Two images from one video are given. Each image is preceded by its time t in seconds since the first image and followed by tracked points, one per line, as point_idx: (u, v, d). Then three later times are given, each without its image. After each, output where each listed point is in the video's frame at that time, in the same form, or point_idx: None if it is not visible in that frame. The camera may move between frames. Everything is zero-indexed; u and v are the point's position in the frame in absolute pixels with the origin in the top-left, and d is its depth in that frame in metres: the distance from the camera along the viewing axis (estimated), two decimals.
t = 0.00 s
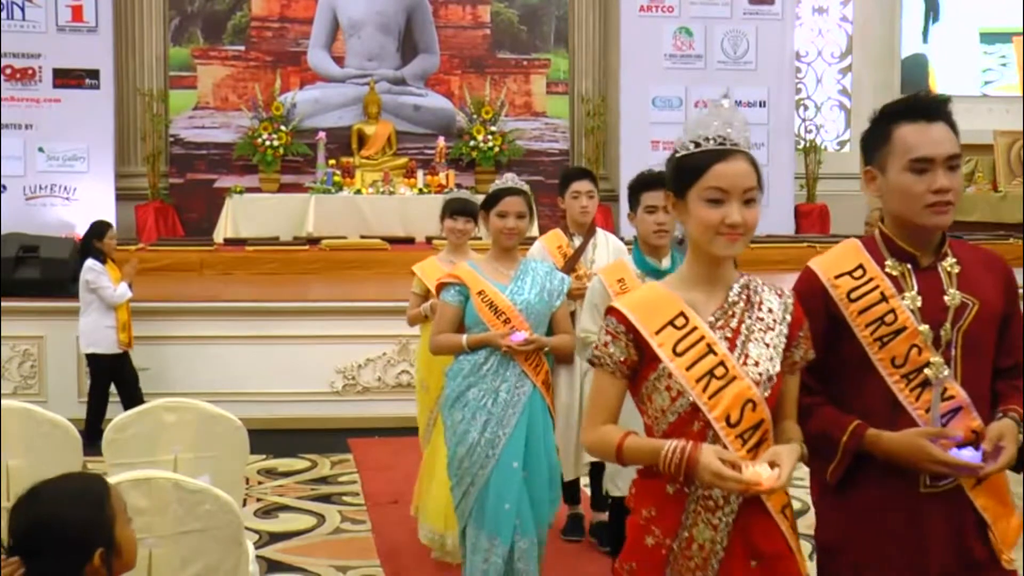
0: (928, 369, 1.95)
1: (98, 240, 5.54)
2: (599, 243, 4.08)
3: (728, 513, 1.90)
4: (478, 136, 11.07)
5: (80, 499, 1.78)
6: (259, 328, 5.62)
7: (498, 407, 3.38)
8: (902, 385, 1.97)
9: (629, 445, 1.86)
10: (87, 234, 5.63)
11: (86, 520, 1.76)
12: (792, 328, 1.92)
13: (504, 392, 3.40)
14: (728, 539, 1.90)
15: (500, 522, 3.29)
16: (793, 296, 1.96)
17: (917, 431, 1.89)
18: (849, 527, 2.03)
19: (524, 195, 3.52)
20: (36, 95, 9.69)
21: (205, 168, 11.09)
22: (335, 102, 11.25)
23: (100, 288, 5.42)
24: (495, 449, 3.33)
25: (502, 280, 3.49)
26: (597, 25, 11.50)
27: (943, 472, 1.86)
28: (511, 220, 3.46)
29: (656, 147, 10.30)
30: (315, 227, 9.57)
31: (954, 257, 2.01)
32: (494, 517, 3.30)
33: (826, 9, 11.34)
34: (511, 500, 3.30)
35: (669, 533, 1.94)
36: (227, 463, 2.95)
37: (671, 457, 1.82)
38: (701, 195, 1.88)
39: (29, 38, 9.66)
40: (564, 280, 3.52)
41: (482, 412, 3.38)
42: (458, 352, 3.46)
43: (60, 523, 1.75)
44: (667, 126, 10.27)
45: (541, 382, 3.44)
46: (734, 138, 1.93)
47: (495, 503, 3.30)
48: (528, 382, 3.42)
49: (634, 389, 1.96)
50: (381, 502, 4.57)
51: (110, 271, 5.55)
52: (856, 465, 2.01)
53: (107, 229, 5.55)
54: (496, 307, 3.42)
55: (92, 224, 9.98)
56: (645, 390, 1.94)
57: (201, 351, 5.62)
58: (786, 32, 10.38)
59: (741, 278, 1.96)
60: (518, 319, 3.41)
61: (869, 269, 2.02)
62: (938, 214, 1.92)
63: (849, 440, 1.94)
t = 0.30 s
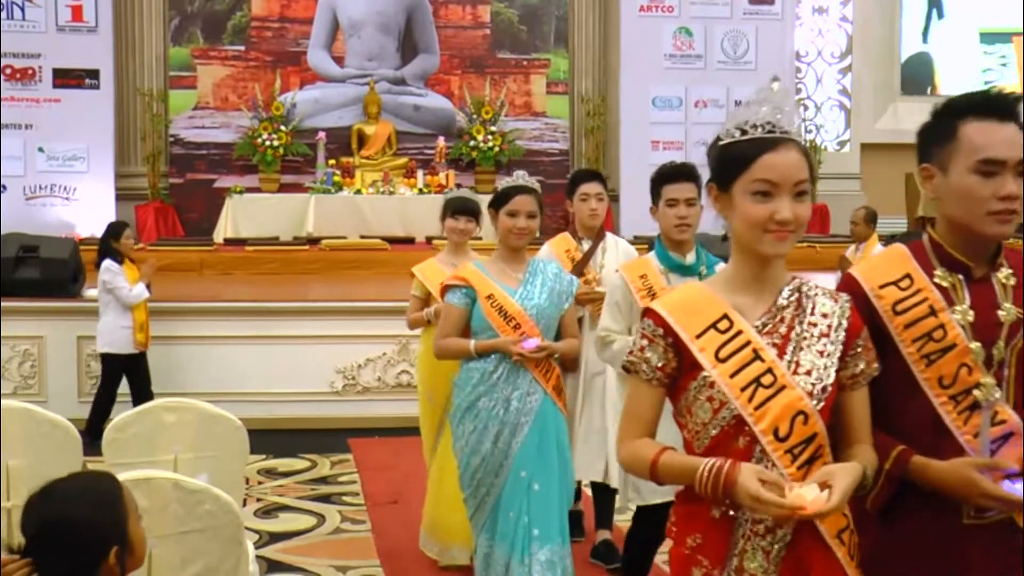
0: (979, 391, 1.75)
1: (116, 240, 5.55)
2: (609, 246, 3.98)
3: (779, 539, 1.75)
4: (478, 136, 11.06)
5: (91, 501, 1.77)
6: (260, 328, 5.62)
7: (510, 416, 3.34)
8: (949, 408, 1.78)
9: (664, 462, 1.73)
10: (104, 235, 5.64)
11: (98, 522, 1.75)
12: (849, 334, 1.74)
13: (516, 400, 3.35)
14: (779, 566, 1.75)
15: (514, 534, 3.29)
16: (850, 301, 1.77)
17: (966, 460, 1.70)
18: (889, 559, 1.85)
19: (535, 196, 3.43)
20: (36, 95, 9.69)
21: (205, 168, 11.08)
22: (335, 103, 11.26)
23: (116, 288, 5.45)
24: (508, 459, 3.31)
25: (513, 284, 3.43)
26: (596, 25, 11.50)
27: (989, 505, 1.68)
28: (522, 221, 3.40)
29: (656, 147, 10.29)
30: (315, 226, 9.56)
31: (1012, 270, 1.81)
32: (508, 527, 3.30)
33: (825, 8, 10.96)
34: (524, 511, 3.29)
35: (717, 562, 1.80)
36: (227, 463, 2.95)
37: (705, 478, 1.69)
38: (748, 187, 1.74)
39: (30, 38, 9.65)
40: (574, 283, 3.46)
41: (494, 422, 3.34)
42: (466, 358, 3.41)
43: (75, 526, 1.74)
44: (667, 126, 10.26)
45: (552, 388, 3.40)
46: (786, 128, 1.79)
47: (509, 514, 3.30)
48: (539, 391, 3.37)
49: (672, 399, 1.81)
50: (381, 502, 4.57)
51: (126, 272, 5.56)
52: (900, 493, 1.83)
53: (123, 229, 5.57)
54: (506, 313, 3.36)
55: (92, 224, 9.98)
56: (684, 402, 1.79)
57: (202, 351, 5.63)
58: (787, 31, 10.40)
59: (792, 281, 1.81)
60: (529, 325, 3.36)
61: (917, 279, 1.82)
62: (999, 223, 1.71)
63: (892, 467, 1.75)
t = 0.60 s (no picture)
0: None
1: (136, 239, 5.58)
2: (621, 243, 3.97)
3: None
4: (478, 136, 11.09)
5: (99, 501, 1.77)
6: (260, 328, 5.62)
7: (528, 430, 3.26)
8: None
9: (707, 486, 1.65)
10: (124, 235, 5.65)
11: (106, 524, 1.75)
12: (902, 352, 1.68)
13: (534, 413, 3.27)
14: None
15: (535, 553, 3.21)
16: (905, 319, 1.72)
17: None
18: None
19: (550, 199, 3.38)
20: (36, 95, 9.69)
21: (205, 168, 11.07)
22: (335, 103, 11.27)
23: (136, 287, 5.42)
24: (529, 475, 3.26)
25: (527, 291, 3.36)
26: (597, 25, 11.49)
27: None
28: (537, 227, 3.35)
29: (656, 147, 10.29)
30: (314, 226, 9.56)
31: None
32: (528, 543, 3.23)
33: (825, 8, 10.90)
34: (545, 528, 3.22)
35: None
36: (227, 463, 2.95)
37: (756, 505, 1.60)
38: (798, 190, 1.63)
39: (29, 38, 9.65)
40: (591, 290, 3.40)
41: (512, 435, 3.26)
42: (481, 370, 3.34)
43: (84, 528, 1.74)
44: (667, 126, 10.28)
45: (573, 399, 3.31)
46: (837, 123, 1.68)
47: (529, 532, 3.23)
48: (559, 401, 3.29)
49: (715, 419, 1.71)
50: (381, 502, 4.57)
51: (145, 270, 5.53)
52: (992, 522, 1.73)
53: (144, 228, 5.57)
54: (521, 320, 3.30)
55: (92, 224, 9.98)
56: (727, 424, 1.69)
57: (202, 351, 5.65)
58: (787, 31, 10.43)
59: (842, 290, 1.71)
60: (545, 333, 3.30)
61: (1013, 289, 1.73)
62: None
63: (986, 492, 1.67)
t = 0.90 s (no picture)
0: None
1: (149, 240, 5.55)
2: (627, 245, 3.92)
3: None
4: (478, 136, 11.09)
5: (102, 501, 1.77)
6: (260, 328, 5.62)
7: (539, 434, 3.02)
8: None
9: (762, 533, 1.42)
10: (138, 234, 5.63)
11: (109, 523, 1.75)
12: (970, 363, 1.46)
13: (545, 416, 3.05)
14: None
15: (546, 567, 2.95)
16: (970, 334, 1.49)
17: None
18: None
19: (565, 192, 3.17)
20: (36, 95, 9.69)
21: (205, 168, 11.06)
22: (335, 102, 11.27)
23: (146, 287, 5.40)
24: (537, 483, 2.98)
25: (542, 290, 3.12)
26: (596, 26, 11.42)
27: None
28: (552, 220, 3.12)
29: (656, 147, 10.36)
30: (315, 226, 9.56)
31: None
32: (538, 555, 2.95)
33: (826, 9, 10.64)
34: (557, 539, 2.96)
35: None
36: (227, 463, 2.95)
37: (838, 555, 1.37)
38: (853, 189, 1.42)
39: (30, 37, 9.64)
40: (610, 286, 3.13)
41: (522, 439, 3.03)
42: (492, 372, 3.11)
43: (88, 525, 1.74)
44: (667, 125, 10.32)
45: (586, 404, 3.08)
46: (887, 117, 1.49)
47: (537, 545, 2.96)
48: (572, 405, 3.07)
49: (767, 457, 1.47)
50: (381, 502, 4.57)
51: (156, 270, 5.51)
52: None
53: (157, 229, 5.55)
54: (532, 320, 3.07)
55: (92, 224, 9.98)
56: (789, 460, 1.45)
57: (202, 351, 5.65)
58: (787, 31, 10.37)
59: (897, 306, 1.50)
60: (557, 334, 3.07)
61: None
62: None
63: None
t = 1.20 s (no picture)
0: None
1: (160, 241, 5.50)
2: (632, 248, 3.80)
3: None
4: (478, 136, 11.08)
5: (105, 500, 1.79)
6: (259, 328, 5.62)
7: (546, 451, 2.94)
8: None
9: (837, 560, 1.24)
10: (149, 236, 5.57)
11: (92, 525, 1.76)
12: None
13: (553, 433, 2.96)
14: None
15: None
16: None
17: None
18: None
19: (578, 197, 3.03)
20: (36, 95, 9.67)
21: (205, 168, 11.07)
22: (335, 102, 11.27)
23: (154, 288, 5.38)
24: (545, 501, 2.90)
25: (553, 301, 3.03)
26: (597, 25, 11.40)
27: None
28: (565, 227, 2.99)
29: (656, 147, 10.41)
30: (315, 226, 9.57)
31: None
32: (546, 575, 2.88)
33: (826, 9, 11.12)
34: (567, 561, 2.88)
35: None
36: (227, 463, 2.95)
37: None
38: (939, 181, 1.23)
39: (30, 38, 9.59)
40: (624, 298, 3.05)
41: (528, 456, 2.94)
42: (499, 384, 3.02)
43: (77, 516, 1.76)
44: (667, 126, 10.35)
45: (595, 419, 3.01)
46: (988, 97, 1.27)
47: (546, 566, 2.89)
48: (581, 421, 2.99)
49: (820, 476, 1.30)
50: (381, 502, 4.57)
51: (164, 272, 5.48)
52: None
53: (169, 231, 5.48)
54: (543, 332, 2.99)
55: (92, 224, 10.03)
56: (840, 479, 1.28)
57: (202, 351, 5.65)
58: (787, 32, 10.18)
59: (970, 307, 1.32)
60: (569, 347, 2.99)
61: None
62: None
63: None
